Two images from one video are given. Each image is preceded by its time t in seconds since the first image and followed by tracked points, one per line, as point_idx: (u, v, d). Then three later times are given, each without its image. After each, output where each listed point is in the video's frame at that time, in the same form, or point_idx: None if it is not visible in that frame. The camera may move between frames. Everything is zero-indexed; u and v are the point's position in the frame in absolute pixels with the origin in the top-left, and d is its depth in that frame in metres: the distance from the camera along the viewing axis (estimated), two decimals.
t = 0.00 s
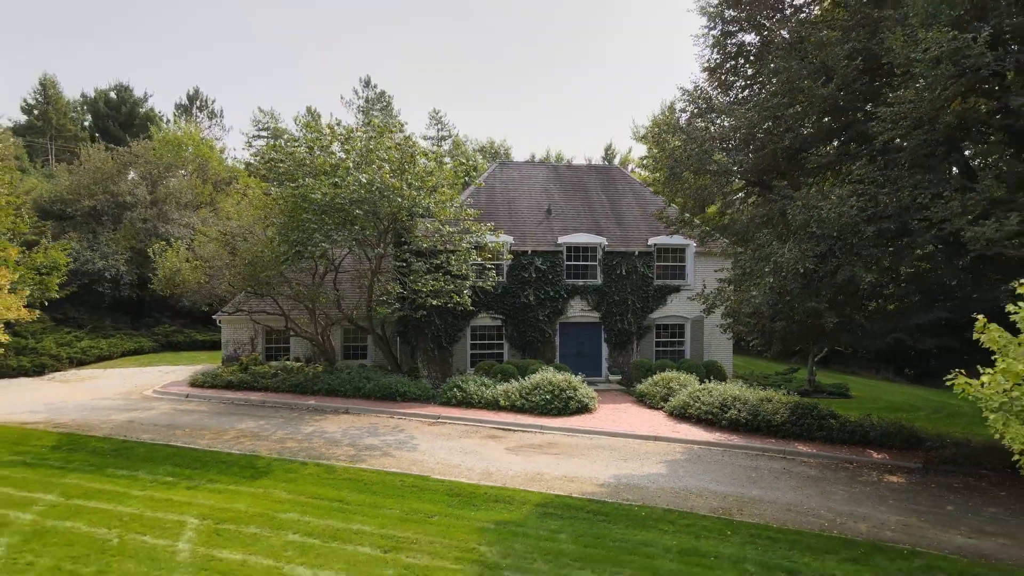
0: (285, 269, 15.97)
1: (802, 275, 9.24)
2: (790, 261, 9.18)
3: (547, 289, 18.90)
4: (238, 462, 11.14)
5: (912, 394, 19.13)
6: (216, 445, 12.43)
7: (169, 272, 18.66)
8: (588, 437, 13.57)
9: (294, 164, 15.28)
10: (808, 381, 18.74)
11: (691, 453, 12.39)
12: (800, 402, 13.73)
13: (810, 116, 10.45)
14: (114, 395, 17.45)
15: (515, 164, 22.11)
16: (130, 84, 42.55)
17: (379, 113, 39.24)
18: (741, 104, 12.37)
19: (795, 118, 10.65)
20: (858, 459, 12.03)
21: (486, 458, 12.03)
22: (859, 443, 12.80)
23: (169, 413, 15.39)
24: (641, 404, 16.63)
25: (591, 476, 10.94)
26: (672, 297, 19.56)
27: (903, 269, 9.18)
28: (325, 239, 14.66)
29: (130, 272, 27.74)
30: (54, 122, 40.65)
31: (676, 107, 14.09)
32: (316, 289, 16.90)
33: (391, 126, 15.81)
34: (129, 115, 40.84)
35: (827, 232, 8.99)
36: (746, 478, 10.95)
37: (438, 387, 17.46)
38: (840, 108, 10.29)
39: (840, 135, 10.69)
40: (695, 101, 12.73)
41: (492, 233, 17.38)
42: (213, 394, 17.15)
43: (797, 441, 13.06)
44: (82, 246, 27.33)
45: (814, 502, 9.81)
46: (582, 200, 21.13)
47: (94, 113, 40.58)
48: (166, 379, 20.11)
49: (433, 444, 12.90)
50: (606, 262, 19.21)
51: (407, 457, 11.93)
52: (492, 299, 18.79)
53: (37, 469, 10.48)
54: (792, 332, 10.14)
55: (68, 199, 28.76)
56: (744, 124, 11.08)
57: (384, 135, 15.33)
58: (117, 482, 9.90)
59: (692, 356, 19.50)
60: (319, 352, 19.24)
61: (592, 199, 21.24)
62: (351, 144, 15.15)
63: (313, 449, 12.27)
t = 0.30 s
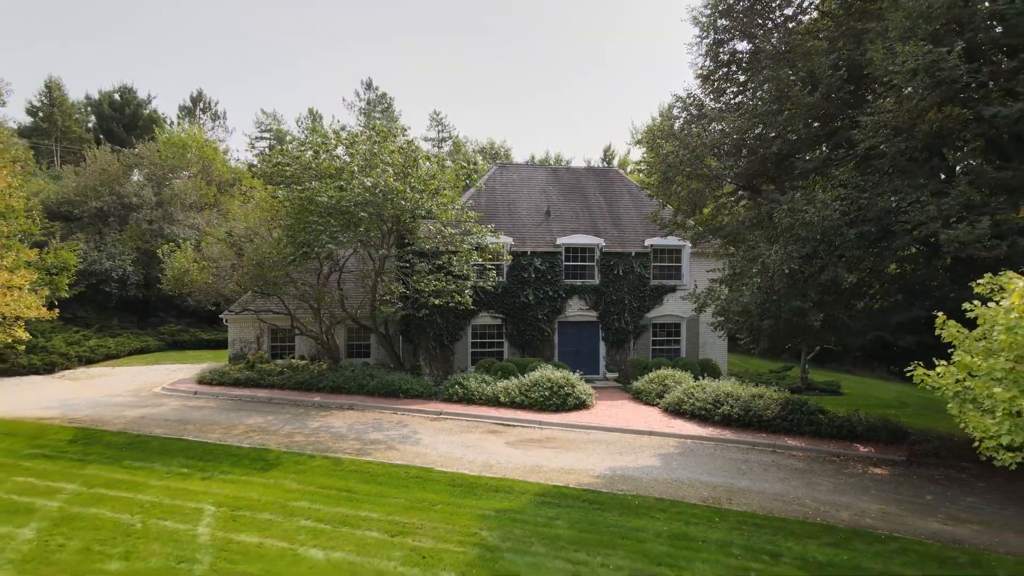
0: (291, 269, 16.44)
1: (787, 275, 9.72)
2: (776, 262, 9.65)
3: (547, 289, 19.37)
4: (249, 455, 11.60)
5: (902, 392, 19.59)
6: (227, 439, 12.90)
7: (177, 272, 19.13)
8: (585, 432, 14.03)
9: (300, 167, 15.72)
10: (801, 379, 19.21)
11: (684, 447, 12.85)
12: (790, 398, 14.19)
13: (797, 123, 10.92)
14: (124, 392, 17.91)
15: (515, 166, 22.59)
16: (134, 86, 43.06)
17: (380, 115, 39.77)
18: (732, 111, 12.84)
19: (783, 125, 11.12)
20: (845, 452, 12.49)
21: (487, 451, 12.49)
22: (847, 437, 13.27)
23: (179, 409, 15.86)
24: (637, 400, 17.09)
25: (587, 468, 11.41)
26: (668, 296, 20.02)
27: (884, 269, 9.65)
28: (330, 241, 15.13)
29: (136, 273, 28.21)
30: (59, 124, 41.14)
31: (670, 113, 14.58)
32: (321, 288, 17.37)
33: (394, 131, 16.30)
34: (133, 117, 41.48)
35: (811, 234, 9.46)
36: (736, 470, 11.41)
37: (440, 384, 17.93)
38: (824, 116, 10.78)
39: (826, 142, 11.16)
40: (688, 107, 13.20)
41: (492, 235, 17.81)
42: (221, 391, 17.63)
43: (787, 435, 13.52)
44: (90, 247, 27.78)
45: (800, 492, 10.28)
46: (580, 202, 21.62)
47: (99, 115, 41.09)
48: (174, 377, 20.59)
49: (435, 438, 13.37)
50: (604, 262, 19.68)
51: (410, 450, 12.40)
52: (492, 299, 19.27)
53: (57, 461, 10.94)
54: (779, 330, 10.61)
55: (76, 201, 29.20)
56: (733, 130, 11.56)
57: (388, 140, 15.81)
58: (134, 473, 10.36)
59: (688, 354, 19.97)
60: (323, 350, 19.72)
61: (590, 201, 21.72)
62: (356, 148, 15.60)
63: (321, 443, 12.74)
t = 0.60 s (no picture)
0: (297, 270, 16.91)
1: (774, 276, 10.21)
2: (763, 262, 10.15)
3: (545, 288, 19.85)
4: (258, 448, 12.07)
5: (893, 389, 20.05)
6: (237, 434, 13.37)
7: (185, 272, 19.62)
8: (583, 426, 14.51)
9: (306, 171, 16.18)
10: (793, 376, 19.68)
11: (677, 441, 13.34)
12: (780, 394, 14.67)
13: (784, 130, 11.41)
14: (133, 389, 18.39)
15: (514, 169, 23.09)
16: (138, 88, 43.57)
17: (382, 117, 40.31)
18: (723, 117, 13.34)
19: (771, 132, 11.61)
20: (832, 446, 12.96)
21: (487, 445, 12.97)
22: (835, 432, 13.74)
23: (188, 405, 16.33)
24: (633, 397, 17.57)
25: (584, 461, 11.88)
26: (664, 296, 20.49)
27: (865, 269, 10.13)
28: (336, 242, 15.62)
29: (143, 273, 28.69)
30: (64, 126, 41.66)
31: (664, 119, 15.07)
32: (325, 288, 17.86)
33: (397, 136, 16.79)
34: (137, 119, 41.97)
35: (796, 236, 9.95)
36: (727, 463, 11.89)
37: (441, 382, 18.41)
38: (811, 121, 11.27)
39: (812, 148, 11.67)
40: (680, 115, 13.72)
41: (492, 236, 18.29)
42: (229, 387, 18.12)
43: (777, 430, 13.99)
44: (96, 248, 28.26)
45: (786, 482, 10.76)
46: (578, 204, 22.12)
47: (103, 117, 41.60)
48: (181, 375, 21.07)
49: (437, 433, 13.85)
50: (601, 263, 20.16)
51: (413, 444, 12.88)
52: (492, 298, 19.77)
53: (75, 454, 11.41)
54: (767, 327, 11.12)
55: (82, 202, 29.65)
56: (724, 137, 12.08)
57: (391, 144, 16.30)
58: (150, 464, 10.83)
59: (683, 353, 20.43)
60: (328, 348, 20.20)
61: (588, 203, 22.21)
62: (360, 152, 16.08)
63: (327, 437, 13.23)
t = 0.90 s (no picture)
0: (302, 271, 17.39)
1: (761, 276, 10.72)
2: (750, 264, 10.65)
3: (544, 288, 20.34)
4: (267, 442, 12.57)
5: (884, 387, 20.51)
6: (245, 428, 13.86)
7: (193, 273, 20.11)
8: (580, 422, 15.00)
9: (311, 175, 16.65)
10: (787, 374, 20.16)
11: (671, 435, 13.83)
12: (771, 390, 15.15)
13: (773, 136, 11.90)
14: (143, 387, 18.87)
15: (514, 171, 23.58)
16: (141, 90, 44.04)
17: (383, 119, 40.82)
18: (715, 123, 13.82)
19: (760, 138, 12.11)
20: (820, 440, 13.44)
21: (488, 439, 13.46)
22: (823, 426, 14.22)
23: (197, 402, 16.81)
24: (629, 394, 18.07)
25: (580, 454, 12.37)
26: (660, 296, 20.96)
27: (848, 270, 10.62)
28: (341, 244, 16.09)
29: (148, 273, 29.17)
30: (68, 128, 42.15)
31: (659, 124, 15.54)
32: (330, 288, 18.35)
33: (400, 140, 17.25)
34: (141, 121, 42.47)
35: (782, 239, 10.46)
36: (717, 456, 12.38)
37: (442, 379, 18.90)
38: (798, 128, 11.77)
39: (799, 153, 12.17)
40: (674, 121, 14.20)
41: (492, 237, 18.77)
42: (236, 385, 18.62)
43: (767, 425, 14.48)
44: (103, 248, 28.75)
45: (773, 474, 11.25)
46: (576, 206, 22.61)
47: (107, 119, 42.07)
48: (188, 373, 21.57)
49: (439, 428, 14.33)
50: (599, 263, 20.65)
51: (416, 438, 13.37)
52: (492, 298, 20.25)
53: (92, 447, 11.90)
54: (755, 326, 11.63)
55: (89, 204, 30.13)
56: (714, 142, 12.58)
57: (394, 148, 16.78)
58: (165, 457, 11.32)
59: (679, 351, 20.91)
60: (331, 347, 20.69)
61: (586, 205, 22.70)
62: (364, 156, 16.55)
63: (333, 432, 13.71)
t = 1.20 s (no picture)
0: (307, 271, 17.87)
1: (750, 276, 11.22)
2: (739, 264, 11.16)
3: (543, 288, 20.84)
4: (276, 436, 13.06)
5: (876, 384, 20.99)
6: (254, 424, 14.34)
7: (200, 274, 20.59)
8: (577, 418, 15.48)
9: (316, 178, 17.11)
10: (780, 372, 20.63)
11: (665, 430, 14.32)
12: (763, 387, 15.63)
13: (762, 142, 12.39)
14: (151, 384, 19.36)
15: (513, 174, 24.09)
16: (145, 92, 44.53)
17: (384, 121, 41.36)
18: (708, 128, 14.31)
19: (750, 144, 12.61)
20: (808, 435, 13.92)
21: (488, 434, 13.95)
22: (812, 422, 14.70)
23: (206, 398, 17.30)
24: (626, 391, 18.55)
25: (577, 448, 12.86)
26: (656, 296, 21.45)
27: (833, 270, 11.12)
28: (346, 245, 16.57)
29: (154, 274, 29.65)
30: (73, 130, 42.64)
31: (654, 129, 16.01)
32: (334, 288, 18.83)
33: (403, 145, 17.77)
34: (145, 123, 42.99)
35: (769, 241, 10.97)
36: (709, 450, 12.86)
37: (443, 376, 19.39)
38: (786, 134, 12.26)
39: (787, 158, 12.66)
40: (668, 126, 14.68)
41: (492, 239, 19.26)
42: (243, 382, 19.12)
43: (758, 420, 14.96)
44: (110, 249, 29.22)
45: (762, 466, 11.74)
46: (574, 208, 23.12)
47: (112, 121, 42.56)
48: (195, 371, 22.06)
49: (442, 423, 14.81)
50: (596, 264, 21.15)
51: (419, 433, 13.85)
52: (492, 298, 20.75)
53: (108, 440, 12.39)
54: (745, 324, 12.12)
55: (95, 205, 30.60)
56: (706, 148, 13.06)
57: (396, 152, 17.29)
58: (179, 450, 11.81)
59: (675, 350, 21.39)
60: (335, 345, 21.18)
61: (584, 207, 23.21)
62: (367, 160, 17.05)
63: (339, 427, 14.19)
